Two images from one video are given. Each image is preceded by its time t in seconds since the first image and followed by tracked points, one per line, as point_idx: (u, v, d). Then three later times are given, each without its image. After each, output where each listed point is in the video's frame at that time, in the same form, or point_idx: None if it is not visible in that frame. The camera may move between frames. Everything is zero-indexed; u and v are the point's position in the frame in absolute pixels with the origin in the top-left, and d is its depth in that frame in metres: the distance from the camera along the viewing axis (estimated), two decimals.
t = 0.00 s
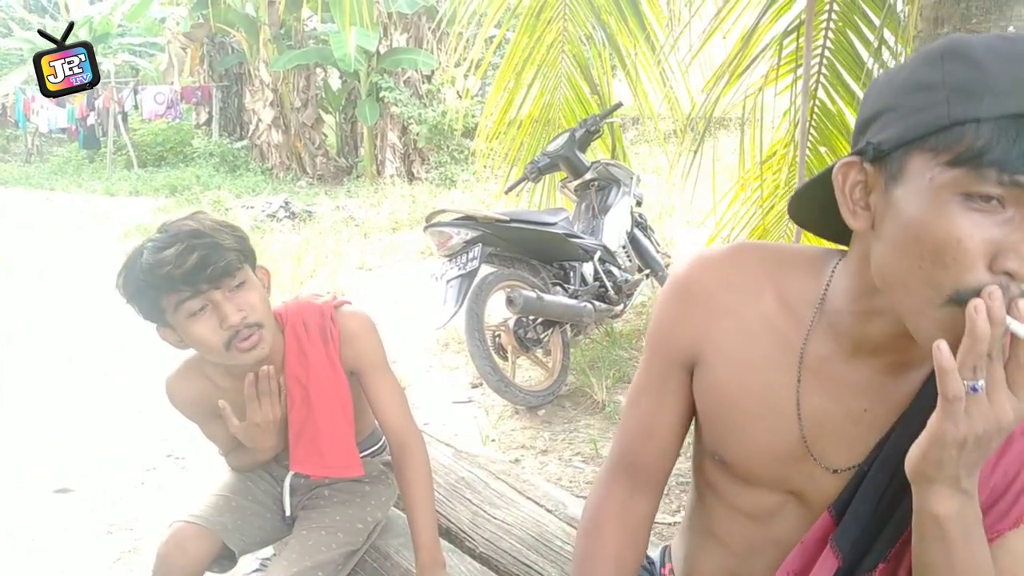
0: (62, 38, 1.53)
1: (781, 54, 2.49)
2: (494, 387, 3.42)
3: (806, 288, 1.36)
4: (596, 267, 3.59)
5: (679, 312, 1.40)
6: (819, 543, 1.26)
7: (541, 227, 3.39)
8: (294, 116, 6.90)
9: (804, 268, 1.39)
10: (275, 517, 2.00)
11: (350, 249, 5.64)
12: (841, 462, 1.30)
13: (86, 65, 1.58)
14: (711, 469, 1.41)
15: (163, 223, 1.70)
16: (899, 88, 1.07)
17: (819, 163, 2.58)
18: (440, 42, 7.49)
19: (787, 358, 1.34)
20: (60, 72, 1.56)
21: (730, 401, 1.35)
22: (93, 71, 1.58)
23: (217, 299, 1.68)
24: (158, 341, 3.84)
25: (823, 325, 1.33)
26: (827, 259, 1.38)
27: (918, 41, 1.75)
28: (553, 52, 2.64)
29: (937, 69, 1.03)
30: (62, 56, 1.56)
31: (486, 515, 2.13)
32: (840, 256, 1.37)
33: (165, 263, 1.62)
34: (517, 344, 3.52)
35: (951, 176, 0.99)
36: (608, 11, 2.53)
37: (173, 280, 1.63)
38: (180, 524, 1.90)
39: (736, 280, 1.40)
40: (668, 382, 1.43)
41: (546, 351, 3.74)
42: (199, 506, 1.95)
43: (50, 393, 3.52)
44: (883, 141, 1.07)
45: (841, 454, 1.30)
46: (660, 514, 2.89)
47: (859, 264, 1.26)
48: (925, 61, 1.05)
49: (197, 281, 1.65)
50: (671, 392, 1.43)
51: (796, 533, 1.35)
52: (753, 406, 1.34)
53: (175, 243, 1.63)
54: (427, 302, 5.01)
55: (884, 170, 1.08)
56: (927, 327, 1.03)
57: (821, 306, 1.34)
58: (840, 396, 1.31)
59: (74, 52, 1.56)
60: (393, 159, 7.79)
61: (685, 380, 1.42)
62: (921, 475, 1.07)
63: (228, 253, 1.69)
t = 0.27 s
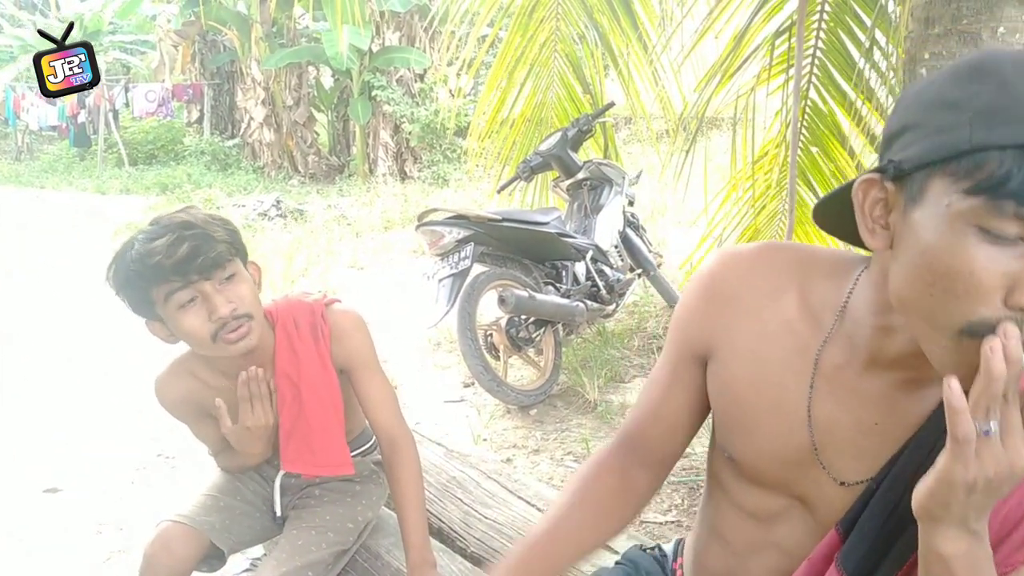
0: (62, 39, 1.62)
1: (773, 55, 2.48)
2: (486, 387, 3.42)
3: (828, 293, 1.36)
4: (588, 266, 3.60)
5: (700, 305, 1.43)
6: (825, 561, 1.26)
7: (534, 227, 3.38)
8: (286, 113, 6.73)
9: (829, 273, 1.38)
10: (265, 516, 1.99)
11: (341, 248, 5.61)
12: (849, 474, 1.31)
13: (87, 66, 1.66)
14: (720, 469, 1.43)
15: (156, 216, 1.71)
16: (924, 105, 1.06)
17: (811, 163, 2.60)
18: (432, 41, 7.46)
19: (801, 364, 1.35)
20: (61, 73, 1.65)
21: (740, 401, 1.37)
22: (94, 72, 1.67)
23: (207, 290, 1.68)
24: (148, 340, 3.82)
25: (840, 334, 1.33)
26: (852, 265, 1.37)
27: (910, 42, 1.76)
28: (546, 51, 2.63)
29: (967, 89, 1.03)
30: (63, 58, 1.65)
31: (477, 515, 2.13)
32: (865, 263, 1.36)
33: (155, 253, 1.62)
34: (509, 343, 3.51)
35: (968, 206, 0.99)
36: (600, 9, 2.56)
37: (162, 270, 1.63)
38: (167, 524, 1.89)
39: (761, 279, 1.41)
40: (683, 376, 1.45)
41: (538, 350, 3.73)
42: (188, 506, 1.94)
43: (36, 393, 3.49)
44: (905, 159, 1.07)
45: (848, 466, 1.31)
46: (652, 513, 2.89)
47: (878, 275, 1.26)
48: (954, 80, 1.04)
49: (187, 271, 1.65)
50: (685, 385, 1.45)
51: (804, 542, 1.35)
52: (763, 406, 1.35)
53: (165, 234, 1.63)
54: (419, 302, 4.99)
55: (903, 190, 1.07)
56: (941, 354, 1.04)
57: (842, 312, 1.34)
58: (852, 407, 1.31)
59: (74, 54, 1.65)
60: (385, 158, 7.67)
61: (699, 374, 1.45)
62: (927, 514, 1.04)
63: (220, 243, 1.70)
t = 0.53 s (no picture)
0: (64, 42, 1.93)
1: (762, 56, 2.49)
2: (477, 389, 3.40)
3: (824, 296, 1.37)
4: (579, 268, 3.59)
5: (694, 300, 1.43)
6: (823, 566, 1.26)
7: (524, 228, 3.38)
8: (277, 116, 6.56)
9: (825, 276, 1.39)
10: (254, 520, 2.00)
11: (332, 250, 5.58)
12: (851, 482, 1.29)
13: (87, 66, 2.00)
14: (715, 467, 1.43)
15: (149, 235, 1.84)
16: (920, 124, 1.06)
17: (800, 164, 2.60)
18: (423, 42, 7.40)
19: (796, 365, 1.35)
20: (61, 72, 1.96)
21: (733, 398, 1.37)
22: (94, 70, 1.99)
23: (194, 313, 1.81)
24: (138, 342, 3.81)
25: (836, 336, 1.33)
26: (849, 269, 1.38)
27: (898, 43, 1.76)
28: (536, 52, 2.63)
29: (963, 112, 1.02)
30: (64, 58, 1.96)
31: (468, 517, 2.12)
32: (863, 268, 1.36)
33: (147, 276, 1.77)
34: (500, 344, 3.51)
35: (956, 234, 0.98)
36: (590, 11, 2.56)
37: (152, 293, 1.76)
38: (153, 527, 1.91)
39: (759, 278, 1.41)
40: (673, 369, 1.45)
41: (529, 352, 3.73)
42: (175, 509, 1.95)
43: (31, 394, 3.54)
44: (898, 177, 1.07)
45: (849, 473, 1.30)
46: (643, 514, 2.89)
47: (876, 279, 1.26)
48: (952, 100, 1.04)
49: (175, 296, 1.78)
50: (674, 378, 1.45)
51: (796, 541, 1.35)
52: (755, 402, 1.35)
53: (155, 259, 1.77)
54: (410, 305, 4.97)
55: (895, 207, 1.07)
56: (938, 373, 1.05)
57: (838, 315, 1.34)
58: (847, 409, 1.31)
59: (75, 53, 1.96)
60: (376, 159, 7.28)
61: (691, 369, 1.45)
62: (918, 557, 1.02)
63: (207, 269, 1.83)
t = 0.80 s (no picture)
0: (63, 41, 1.93)
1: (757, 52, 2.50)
2: (473, 386, 3.39)
3: (810, 287, 1.39)
4: (574, 264, 3.59)
5: (679, 289, 1.45)
6: (820, 554, 1.25)
7: (519, 225, 3.38)
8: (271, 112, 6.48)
9: (811, 268, 1.41)
10: (245, 515, 2.04)
11: (327, 247, 5.55)
12: (846, 471, 1.30)
13: (86, 65, 2.01)
14: (705, 458, 1.43)
15: (136, 258, 1.84)
16: (905, 123, 1.05)
17: (794, 160, 2.61)
18: (419, 39, 7.35)
19: (784, 355, 1.36)
20: (61, 72, 1.96)
21: (719, 385, 1.38)
22: (93, 69, 1.99)
23: (187, 341, 1.84)
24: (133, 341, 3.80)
25: (824, 326, 1.35)
26: (834, 261, 1.40)
27: (892, 39, 1.76)
28: (530, 49, 2.63)
29: (945, 109, 1.02)
30: (62, 56, 1.97)
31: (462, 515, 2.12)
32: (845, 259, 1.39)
33: (141, 308, 1.79)
34: (495, 341, 3.52)
35: (946, 233, 0.99)
36: (586, 7, 2.52)
37: (146, 325, 1.79)
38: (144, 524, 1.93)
39: (746, 268, 1.43)
40: (656, 354, 1.47)
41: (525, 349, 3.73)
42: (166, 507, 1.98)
43: (26, 391, 3.54)
44: (883, 176, 1.06)
45: (844, 462, 1.30)
46: (638, 510, 2.89)
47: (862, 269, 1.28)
48: (934, 97, 1.03)
49: (169, 327, 1.81)
50: (656, 364, 1.48)
51: (792, 533, 1.35)
52: (741, 390, 1.36)
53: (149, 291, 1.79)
54: (406, 304, 4.95)
55: (882, 205, 1.07)
56: (931, 363, 1.06)
57: (825, 306, 1.36)
58: (837, 399, 1.32)
59: (74, 52, 1.96)
60: (371, 156, 7.16)
61: (675, 355, 1.47)
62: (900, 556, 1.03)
63: (198, 297, 1.86)
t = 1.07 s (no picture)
0: (63, 42, 1.93)
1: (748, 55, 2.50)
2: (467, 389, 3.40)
3: (798, 288, 1.39)
4: (567, 268, 3.59)
5: (665, 294, 1.47)
6: (817, 548, 1.31)
7: (512, 228, 3.40)
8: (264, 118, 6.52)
9: (798, 268, 1.41)
10: (237, 521, 2.11)
11: (321, 251, 5.55)
12: (838, 469, 1.32)
13: (86, 65, 2.00)
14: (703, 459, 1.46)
15: (116, 288, 1.81)
16: (891, 115, 1.08)
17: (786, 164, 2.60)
18: (411, 42, 7.34)
19: (774, 356, 1.38)
20: (61, 72, 1.96)
21: (709, 389, 1.41)
22: (92, 71, 1.99)
23: (171, 370, 1.87)
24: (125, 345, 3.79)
25: (812, 327, 1.35)
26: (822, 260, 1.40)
27: (882, 43, 1.76)
28: (524, 52, 2.63)
29: (930, 98, 1.04)
30: (60, 58, 1.96)
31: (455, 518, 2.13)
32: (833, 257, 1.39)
33: (122, 341, 1.80)
34: (489, 344, 3.52)
35: (940, 218, 1.02)
36: (578, 11, 2.53)
37: (128, 357, 1.81)
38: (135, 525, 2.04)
39: (733, 271, 1.44)
40: (644, 356, 1.50)
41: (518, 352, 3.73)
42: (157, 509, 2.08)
43: (21, 393, 3.55)
44: (874, 167, 1.09)
45: (838, 460, 1.32)
46: (631, 513, 2.90)
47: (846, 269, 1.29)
48: (920, 89, 1.06)
49: (151, 359, 1.84)
50: (645, 365, 1.50)
51: (789, 533, 1.39)
52: (732, 393, 1.39)
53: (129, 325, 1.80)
54: (399, 307, 4.95)
55: (872, 196, 1.10)
56: (923, 352, 1.08)
57: (812, 308, 1.37)
58: (827, 398, 1.34)
59: (74, 53, 1.96)
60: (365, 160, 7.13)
61: (664, 357, 1.50)
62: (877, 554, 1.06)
63: (179, 326, 1.87)
